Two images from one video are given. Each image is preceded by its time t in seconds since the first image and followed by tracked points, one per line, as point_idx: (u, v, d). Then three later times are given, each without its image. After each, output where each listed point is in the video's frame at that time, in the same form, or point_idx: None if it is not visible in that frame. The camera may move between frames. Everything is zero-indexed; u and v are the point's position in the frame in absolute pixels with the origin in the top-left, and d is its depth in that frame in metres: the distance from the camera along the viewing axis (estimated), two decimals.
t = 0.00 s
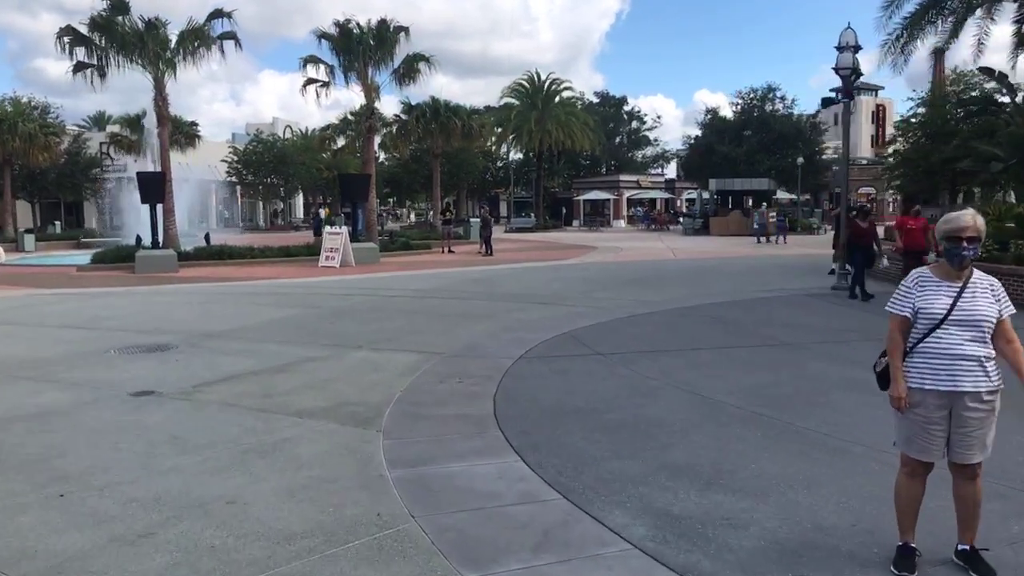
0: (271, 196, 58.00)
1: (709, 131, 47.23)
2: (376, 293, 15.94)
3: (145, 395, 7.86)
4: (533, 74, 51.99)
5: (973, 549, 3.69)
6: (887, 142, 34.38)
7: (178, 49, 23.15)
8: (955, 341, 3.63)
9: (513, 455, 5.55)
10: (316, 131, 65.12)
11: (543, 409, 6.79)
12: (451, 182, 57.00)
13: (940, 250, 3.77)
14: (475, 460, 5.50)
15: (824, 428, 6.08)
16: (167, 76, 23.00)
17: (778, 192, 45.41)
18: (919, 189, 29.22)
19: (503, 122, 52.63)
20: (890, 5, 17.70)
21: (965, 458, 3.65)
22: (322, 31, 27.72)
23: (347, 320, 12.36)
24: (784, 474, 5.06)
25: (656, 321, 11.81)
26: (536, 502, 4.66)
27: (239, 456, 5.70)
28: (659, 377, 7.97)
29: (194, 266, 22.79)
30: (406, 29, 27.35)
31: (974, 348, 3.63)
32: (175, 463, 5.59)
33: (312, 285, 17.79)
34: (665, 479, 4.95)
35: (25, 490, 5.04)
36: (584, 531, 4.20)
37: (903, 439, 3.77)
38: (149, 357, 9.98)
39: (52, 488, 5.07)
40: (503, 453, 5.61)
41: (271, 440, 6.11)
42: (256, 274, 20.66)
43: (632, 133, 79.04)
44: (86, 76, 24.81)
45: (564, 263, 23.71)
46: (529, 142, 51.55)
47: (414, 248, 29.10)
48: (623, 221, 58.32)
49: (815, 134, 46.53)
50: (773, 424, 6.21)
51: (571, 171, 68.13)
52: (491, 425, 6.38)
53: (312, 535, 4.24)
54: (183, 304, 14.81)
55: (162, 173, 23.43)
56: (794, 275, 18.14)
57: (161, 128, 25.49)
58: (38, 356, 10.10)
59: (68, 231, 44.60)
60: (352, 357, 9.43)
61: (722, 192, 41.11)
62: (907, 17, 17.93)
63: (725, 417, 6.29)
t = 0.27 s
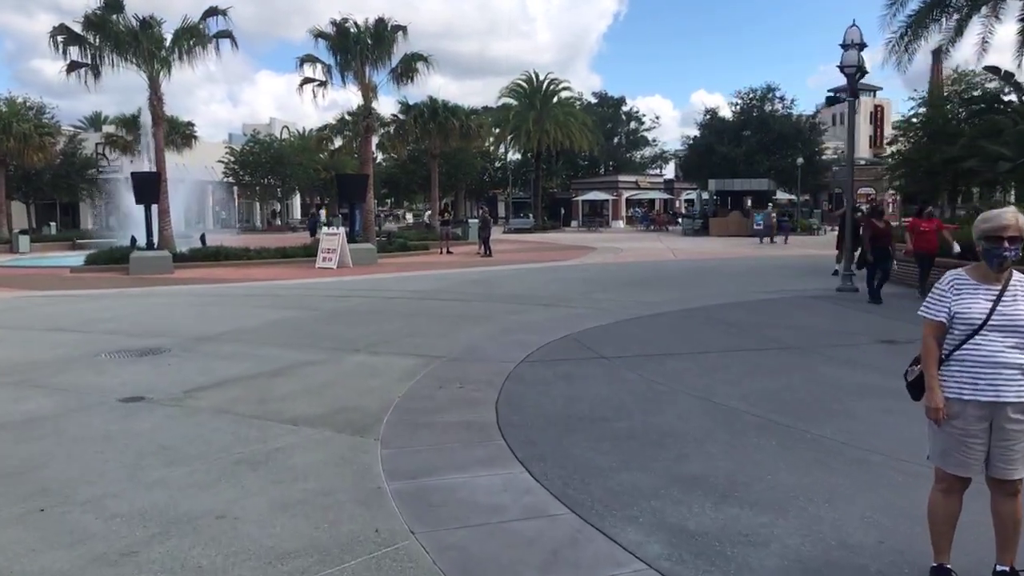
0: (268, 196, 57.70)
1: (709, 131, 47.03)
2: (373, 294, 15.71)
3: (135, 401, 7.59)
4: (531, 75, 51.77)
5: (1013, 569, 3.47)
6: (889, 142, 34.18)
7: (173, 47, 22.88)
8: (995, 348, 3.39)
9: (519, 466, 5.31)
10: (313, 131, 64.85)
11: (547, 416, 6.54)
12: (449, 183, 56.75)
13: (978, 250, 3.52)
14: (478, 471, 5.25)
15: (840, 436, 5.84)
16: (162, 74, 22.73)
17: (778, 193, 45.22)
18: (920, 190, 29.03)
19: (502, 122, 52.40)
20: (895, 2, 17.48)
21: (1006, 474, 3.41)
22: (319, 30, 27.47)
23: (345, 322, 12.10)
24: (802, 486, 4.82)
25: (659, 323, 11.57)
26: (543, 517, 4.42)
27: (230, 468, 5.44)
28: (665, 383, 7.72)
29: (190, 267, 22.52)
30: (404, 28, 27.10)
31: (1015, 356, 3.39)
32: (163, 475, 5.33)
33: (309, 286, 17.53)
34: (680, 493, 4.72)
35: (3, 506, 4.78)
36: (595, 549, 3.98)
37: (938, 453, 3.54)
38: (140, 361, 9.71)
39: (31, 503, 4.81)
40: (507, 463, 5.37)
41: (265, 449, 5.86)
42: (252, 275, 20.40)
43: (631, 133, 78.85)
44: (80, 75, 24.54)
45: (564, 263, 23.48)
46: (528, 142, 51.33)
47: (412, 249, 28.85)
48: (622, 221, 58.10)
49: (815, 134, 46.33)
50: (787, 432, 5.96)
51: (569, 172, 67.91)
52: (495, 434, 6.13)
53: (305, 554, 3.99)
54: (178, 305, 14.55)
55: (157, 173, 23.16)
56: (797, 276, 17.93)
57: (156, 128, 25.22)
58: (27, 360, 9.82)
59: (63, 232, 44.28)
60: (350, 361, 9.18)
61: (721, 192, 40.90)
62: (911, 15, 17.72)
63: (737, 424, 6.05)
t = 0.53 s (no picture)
0: (266, 196, 57.43)
1: (709, 130, 46.81)
2: (372, 296, 15.46)
3: (126, 407, 7.33)
4: (530, 73, 51.52)
5: None
6: (891, 141, 33.96)
7: (169, 44, 22.60)
8: None
9: (524, 478, 5.06)
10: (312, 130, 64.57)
11: (552, 424, 6.29)
12: (448, 182, 56.50)
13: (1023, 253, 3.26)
14: (481, 484, 5.00)
15: (859, 446, 5.60)
16: (158, 72, 22.46)
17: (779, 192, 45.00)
18: (922, 189, 28.81)
19: (501, 121, 52.16)
20: None
21: None
22: (317, 27, 27.20)
23: (342, 324, 11.84)
24: (824, 501, 4.57)
25: (664, 325, 11.33)
26: (551, 536, 4.17)
27: (222, 480, 5.18)
28: (673, 388, 7.47)
29: (186, 267, 22.24)
30: (403, 26, 26.85)
31: None
32: (151, 487, 5.07)
33: (307, 287, 17.27)
34: (695, 508, 4.48)
35: None
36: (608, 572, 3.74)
37: (977, 471, 3.30)
38: (132, 364, 9.44)
39: (10, 519, 4.55)
40: (512, 475, 5.13)
41: (258, 460, 5.61)
42: (249, 276, 20.13)
43: (630, 132, 78.62)
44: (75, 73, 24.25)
45: (564, 263, 23.25)
46: (527, 142, 51.09)
47: (410, 249, 28.60)
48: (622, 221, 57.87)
49: (816, 133, 46.12)
50: (803, 442, 5.72)
51: (569, 171, 67.68)
52: (499, 443, 5.88)
53: None
54: (173, 307, 14.28)
55: (152, 172, 22.88)
56: (802, 277, 17.70)
57: (152, 126, 24.94)
58: (15, 364, 9.54)
59: (60, 232, 43.98)
60: (347, 365, 8.92)
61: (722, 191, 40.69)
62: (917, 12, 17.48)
63: (751, 433, 5.81)
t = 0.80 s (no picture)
0: (265, 197, 57.17)
1: (710, 132, 46.63)
2: (373, 298, 15.22)
3: (119, 415, 7.10)
4: (531, 74, 51.32)
5: None
6: (894, 143, 33.76)
7: (167, 43, 22.37)
8: None
9: (533, 493, 4.83)
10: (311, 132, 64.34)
11: (561, 434, 6.06)
12: (448, 184, 56.27)
13: None
14: (489, 499, 4.76)
15: (881, 459, 5.36)
16: (155, 72, 22.23)
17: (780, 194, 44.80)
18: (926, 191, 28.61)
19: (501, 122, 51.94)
20: None
21: None
22: (316, 27, 26.97)
23: (342, 328, 11.60)
24: (850, 519, 4.34)
25: (670, 330, 11.10)
26: (563, 557, 3.94)
27: (217, 494, 4.95)
28: (684, 396, 7.24)
29: (184, 269, 22.00)
30: (403, 25, 26.62)
31: None
32: (142, 502, 4.83)
33: (306, 289, 17.03)
34: (715, 526, 4.25)
35: None
36: None
37: None
38: (126, 370, 9.20)
39: None
40: (520, 490, 4.89)
41: (255, 472, 5.38)
42: (247, 278, 19.89)
43: (630, 133, 78.43)
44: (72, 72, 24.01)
45: (566, 266, 23.04)
46: (528, 143, 50.88)
47: (410, 251, 28.37)
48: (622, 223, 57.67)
49: (817, 135, 45.93)
50: (822, 455, 5.48)
51: (569, 173, 67.47)
52: (505, 454, 5.64)
53: None
54: (169, 310, 14.03)
55: (150, 173, 22.63)
56: (807, 281, 17.48)
57: (149, 126, 24.70)
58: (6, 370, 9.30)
59: (58, 234, 43.72)
60: (347, 370, 8.68)
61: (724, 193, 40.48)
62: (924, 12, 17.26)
63: (769, 445, 5.57)
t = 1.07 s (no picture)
0: (264, 198, 56.93)
1: (712, 132, 46.47)
2: (375, 300, 15.01)
3: (115, 422, 6.88)
4: (531, 75, 51.13)
5: None
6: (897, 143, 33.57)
7: (165, 42, 22.15)
8: None
9: (547, 508, 4.60)
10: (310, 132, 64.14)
11: (572, 444, 5.83)
12: (448, 184, 56.07)
13: None
14: (501, 514, 4.53)
15: (909, 471, 5.14)
16: (154, 71, 22.02)
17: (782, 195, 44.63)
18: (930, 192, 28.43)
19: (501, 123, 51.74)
20: None
21: None
22: (316, 26, 26.75)
23: (343, 331, 11.38)
24: (883, 537, 4.12)
25: (679, 333, 10.89)
26: None
27: (216, 509, 4.72)
28: (697, 403, 7.01)
29: (183, 270, 21.79)
30: (403, 24, 26.40)
31: None
32: (136, 517, 4.61)
33: (307, 291, 16.82)
34: (741, 546, 4.03)
35: None
36: None
37: None
38: (123, 374, 8.98)
39: None
40: (533, 504, 4.66)
41: (255, 484, 5.16)
42: (247, 279, 19.68)
43: (630, 134, 78.24)
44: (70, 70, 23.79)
45: (568, 267, 22.82)
46: (528, 144, 50.70)
47: (411, 252, 28.16)
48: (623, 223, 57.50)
49: (819, 136, 45.76)
50: (846, 466, 5.26)
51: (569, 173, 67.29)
52: (515, 466, 5.41)
53: None
54: (168, 312, 13.82)
55: (148, 173, 22.42)
56: (814, 283, 17.27)
57: (148, 126, 24.48)
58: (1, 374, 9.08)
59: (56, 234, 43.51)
60: (349, 375, 8.47)
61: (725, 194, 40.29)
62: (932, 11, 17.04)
63: (790, 457, 5.35)
